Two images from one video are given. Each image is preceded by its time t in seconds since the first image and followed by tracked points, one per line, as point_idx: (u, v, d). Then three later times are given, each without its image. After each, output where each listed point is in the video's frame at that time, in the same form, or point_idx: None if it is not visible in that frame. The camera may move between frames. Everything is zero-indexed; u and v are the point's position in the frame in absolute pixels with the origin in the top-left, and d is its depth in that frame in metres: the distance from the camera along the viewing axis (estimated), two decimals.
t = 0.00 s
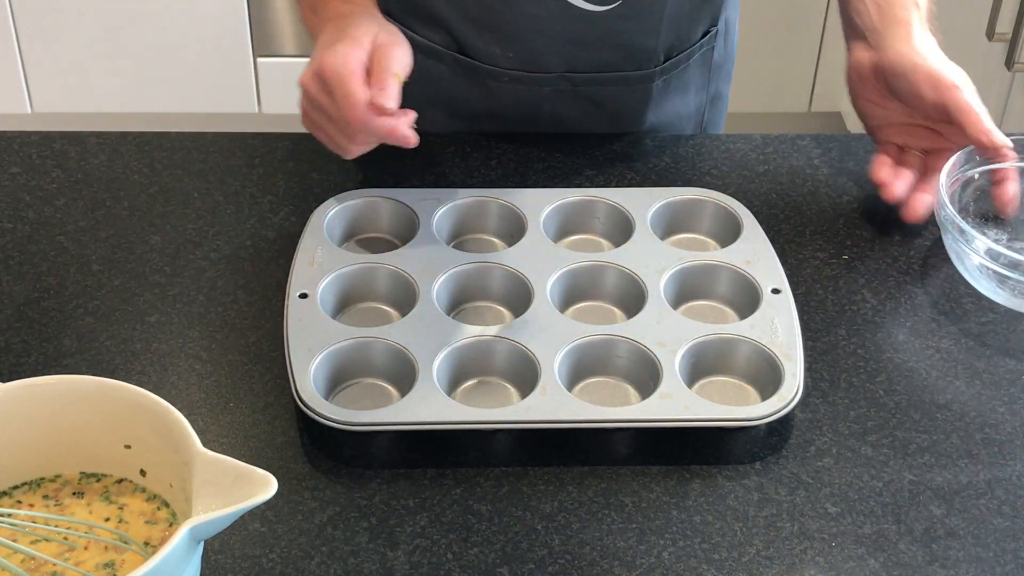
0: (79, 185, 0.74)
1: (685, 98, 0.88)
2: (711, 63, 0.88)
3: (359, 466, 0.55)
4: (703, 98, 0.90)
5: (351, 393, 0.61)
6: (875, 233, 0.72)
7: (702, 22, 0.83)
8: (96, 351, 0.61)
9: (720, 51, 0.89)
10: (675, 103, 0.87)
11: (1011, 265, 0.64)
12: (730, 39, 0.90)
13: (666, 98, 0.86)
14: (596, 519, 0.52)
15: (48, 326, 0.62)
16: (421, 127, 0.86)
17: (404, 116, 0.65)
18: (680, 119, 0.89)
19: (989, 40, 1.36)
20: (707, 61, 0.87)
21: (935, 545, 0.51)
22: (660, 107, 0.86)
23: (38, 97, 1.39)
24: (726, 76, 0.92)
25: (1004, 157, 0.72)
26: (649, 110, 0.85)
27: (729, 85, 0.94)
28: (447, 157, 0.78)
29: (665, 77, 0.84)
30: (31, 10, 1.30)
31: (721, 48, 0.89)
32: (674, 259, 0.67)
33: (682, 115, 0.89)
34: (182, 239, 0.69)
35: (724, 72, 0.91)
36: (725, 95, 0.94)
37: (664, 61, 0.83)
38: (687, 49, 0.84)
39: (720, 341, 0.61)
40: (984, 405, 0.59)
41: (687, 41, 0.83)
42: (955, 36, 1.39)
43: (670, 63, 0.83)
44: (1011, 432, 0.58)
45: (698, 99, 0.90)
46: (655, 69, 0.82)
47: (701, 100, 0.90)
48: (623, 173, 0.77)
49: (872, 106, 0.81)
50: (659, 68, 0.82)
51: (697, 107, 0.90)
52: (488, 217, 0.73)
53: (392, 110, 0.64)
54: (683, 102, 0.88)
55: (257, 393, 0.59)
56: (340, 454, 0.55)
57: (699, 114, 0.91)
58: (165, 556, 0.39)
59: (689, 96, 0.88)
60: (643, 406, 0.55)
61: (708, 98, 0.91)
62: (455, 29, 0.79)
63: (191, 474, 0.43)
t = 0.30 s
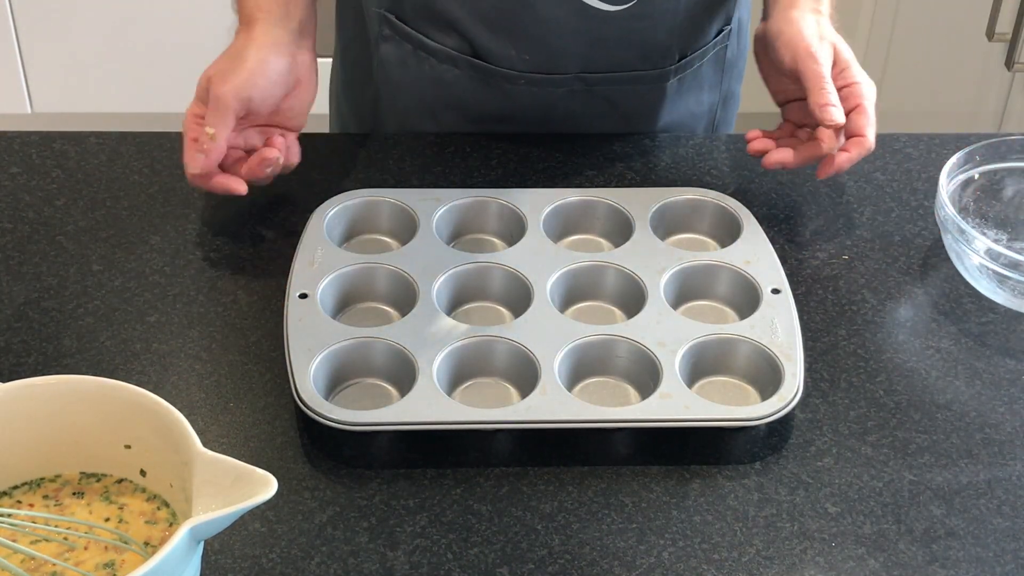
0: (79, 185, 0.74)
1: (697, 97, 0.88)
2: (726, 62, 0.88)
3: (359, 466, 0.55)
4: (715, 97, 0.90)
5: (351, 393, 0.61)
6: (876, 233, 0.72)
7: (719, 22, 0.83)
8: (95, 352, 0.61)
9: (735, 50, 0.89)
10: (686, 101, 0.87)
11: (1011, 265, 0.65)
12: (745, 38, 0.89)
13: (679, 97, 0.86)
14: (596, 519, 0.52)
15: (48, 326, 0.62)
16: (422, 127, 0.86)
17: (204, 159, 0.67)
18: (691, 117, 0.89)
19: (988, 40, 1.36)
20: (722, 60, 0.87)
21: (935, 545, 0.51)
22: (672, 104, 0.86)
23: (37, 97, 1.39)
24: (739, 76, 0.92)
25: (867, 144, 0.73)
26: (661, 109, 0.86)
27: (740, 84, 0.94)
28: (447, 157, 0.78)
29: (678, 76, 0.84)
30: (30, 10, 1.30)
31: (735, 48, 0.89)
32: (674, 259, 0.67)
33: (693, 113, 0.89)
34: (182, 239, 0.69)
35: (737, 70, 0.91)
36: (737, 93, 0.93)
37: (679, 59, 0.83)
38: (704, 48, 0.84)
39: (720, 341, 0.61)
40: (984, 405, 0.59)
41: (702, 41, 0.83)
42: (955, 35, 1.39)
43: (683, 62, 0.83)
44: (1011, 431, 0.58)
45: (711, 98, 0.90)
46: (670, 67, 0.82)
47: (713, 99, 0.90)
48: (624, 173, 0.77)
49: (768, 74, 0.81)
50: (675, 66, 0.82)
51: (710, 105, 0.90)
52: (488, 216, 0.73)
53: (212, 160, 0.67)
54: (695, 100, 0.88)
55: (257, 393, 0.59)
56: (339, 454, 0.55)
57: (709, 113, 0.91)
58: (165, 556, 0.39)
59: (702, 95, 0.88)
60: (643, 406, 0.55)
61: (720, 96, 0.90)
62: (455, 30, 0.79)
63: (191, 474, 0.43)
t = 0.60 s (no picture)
0: (79, 185, 0.74)
1: (702, 96, 0.87)
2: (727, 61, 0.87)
3: (359, 466, 0.55)
4: (718, 96, 0.89)
5: (351, 394, 0.61)
6: (875, 233, 0.72)
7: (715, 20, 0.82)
8: (95, 352, 0.61)
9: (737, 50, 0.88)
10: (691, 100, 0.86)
11: (1010, 265, 0.64)
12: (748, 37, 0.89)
13: (683, 96, 0.85)
14: (596, 519, 0.53)
15: (48, 326, 0.62)
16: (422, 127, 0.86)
17: (353, 125, 0.62)
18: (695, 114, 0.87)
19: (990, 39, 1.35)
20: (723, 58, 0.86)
21: (935, 545, 0.51)
22: (676, 103, 0.85)
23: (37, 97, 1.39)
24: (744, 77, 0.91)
25: (767, 76, 0.67)
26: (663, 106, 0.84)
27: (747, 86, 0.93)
28: (447, 157, 0.78)
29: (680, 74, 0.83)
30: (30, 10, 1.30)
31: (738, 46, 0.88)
32: (674, 259, 0.67)
33: (698, 113, 0.87)
34: (182, 239, 0.69)
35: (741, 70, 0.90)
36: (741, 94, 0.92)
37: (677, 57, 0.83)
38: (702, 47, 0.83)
39: (720, 341, 0.61)
40: (984, 406, 0.59)
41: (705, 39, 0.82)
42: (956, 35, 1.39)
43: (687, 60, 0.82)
44: (1011, 431, 0.58)
45: (715, 97, 0.89)
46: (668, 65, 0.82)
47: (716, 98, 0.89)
48: (623, 173, 0.77)
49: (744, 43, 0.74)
50: (672, 64, 0.82)
51: (713, 105, 0.89)
52: (488, 216, 0.73)
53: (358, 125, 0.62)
54: (699, 99, 0.87)
55: (257, 393, 0.59)
56: (339, 453, 0.55)
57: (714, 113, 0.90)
58: (165, 556, 0.39)
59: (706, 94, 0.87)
60: (643, 406, 0.55)
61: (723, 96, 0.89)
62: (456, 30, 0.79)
63: (191, 474, 0.43)
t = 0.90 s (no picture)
0: (79, 185, 0.74)
1: (697, 89, 0.87)
2: (720, 52, 0.87)
3: (359, 466, 0.55)
4: (713, 90, 0.89)
5: (350, 394, 0.61)
6: (875, 233, 0.72)
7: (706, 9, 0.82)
8: (95, 352, 0.61)
9: (732, 42, 0.88)
10: (685, 93, 0.86)
11: (1010, 265, 0.64)
12: (744, 28, 0.88)
13: (677, 88, 0.85)
14: (596, 518, 0.53)
15: (48, 326, 0.62)
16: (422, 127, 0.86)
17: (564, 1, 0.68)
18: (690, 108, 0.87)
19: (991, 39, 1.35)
20: (716, 49, 0.86)
21: (935, 545, 0.52)
22: (670, 95, 0.85)
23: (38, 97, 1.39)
24: (739, 69, 0.91)
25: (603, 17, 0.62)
26: (659, 98, 0.84)
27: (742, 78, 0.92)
28: (447, 157, 0.78)
29: (674, 65, 0.83)
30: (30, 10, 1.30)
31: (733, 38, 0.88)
32: (674, 259, 0.67)
33: (693, 105, 0.87)
34: (182, 239, 0.69)
35: (736, 61, 0.90)
36: (738, 87, 0.92)
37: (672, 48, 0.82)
38: (694, 36, 0.83)
39: (720, 341, 0.61)
40: (984, 406, 0.59)
41: (695, 29, 0.83)
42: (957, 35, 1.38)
43: (679, 50, 0.82)
44: (1011, 431, 0.58)
45: (710, 89, 0.89)
46: (665, 56, 0.81)
47: (710, 90, 0.89)
48: (624, 173, 0.77)
49: None
50: (669, 55, 0.82)
51: (708, 98, 0.89)
52: (489, 216, 0.73)
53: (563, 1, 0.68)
54: (693, 91, 0.87)
55: (257, 394, 0.59)
56: (339, 454, 0.55)
57: (708, 105, 0.90)
58: (165, 556, 0.39)
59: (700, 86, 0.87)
60: (643, 406, 0.55)
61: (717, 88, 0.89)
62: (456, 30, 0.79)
63: (191, 474, 0.43)
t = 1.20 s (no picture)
0: (79, 185, 0.74)
1: (692, 88, 0.87)
2: (715, 52, 0.87)
3: (359, 466, 0.55)
4: (708, 89, 0.89)
5: (351, 394, 0.61)
6: (875, 233, 0.72)
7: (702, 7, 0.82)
8: (95, 352, 0.61)
9: (727, 41, 0.88)
10: (680, 91, 0.86)
11: (1010, 265, 0.64)
12: (737, 27, 0.88)
13: (672, 86, 0.85)
14: (596, 519, 0.53)
15: (48, 326, 0.62)
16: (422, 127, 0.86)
17: None
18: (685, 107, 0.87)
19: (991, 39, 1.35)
20: (712, 48, 0.86)
21: (935, 545, 0.52)
22: (665, 93, 0.85)
23: (38, 97, 1.39)
24: (733, 69, 0.91)
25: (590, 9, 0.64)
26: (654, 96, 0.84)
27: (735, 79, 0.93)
28: (447, 157, 0.78)
29: (669, 63, 0.83)
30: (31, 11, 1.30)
31: (728, 38, 0.88)
32: (674, 259, 0.67)
33: (688, 104, 0.87)
34: (182, 239, 0.69)
35: (730, 61, 0.90)
36: (731, 86, 0.92)
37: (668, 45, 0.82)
38: (691, 35, 0.83)
39: (720, 341, 0.61)
40: (984, 406, 0.59)
41: (691, 28, 0.83)
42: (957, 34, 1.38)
43: (675, 48, 0.82)
44: (1011, 431, 0.58)
45: (704, 88, 0.89)
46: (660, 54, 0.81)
47: (706, 90, 0.89)
48: (624, 173, 0.77)
49: None
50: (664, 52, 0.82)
51: (702, 98, 0.89)
52: (488, 217, 0.73)
53: None
54: (688, 90, 0.87)
55: (258, 394, 0.59)
56: (339, 454, 0.55)
57: (703, 105, 0.90)
58: (165, 556, 0.39)
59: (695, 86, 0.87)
60: (643, 406, 0.55)
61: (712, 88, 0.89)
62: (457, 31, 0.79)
63: (191, 474, 0.43)
